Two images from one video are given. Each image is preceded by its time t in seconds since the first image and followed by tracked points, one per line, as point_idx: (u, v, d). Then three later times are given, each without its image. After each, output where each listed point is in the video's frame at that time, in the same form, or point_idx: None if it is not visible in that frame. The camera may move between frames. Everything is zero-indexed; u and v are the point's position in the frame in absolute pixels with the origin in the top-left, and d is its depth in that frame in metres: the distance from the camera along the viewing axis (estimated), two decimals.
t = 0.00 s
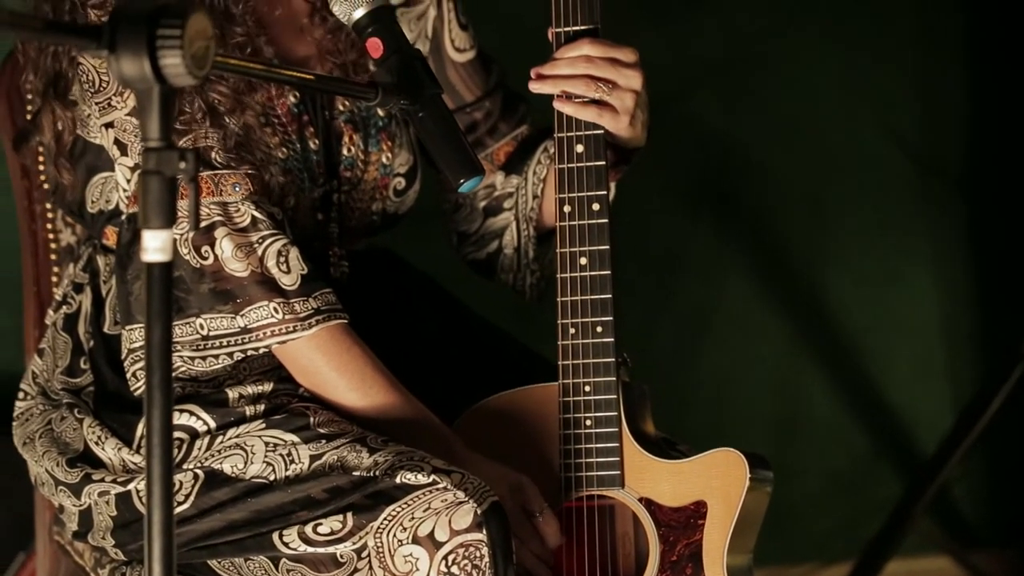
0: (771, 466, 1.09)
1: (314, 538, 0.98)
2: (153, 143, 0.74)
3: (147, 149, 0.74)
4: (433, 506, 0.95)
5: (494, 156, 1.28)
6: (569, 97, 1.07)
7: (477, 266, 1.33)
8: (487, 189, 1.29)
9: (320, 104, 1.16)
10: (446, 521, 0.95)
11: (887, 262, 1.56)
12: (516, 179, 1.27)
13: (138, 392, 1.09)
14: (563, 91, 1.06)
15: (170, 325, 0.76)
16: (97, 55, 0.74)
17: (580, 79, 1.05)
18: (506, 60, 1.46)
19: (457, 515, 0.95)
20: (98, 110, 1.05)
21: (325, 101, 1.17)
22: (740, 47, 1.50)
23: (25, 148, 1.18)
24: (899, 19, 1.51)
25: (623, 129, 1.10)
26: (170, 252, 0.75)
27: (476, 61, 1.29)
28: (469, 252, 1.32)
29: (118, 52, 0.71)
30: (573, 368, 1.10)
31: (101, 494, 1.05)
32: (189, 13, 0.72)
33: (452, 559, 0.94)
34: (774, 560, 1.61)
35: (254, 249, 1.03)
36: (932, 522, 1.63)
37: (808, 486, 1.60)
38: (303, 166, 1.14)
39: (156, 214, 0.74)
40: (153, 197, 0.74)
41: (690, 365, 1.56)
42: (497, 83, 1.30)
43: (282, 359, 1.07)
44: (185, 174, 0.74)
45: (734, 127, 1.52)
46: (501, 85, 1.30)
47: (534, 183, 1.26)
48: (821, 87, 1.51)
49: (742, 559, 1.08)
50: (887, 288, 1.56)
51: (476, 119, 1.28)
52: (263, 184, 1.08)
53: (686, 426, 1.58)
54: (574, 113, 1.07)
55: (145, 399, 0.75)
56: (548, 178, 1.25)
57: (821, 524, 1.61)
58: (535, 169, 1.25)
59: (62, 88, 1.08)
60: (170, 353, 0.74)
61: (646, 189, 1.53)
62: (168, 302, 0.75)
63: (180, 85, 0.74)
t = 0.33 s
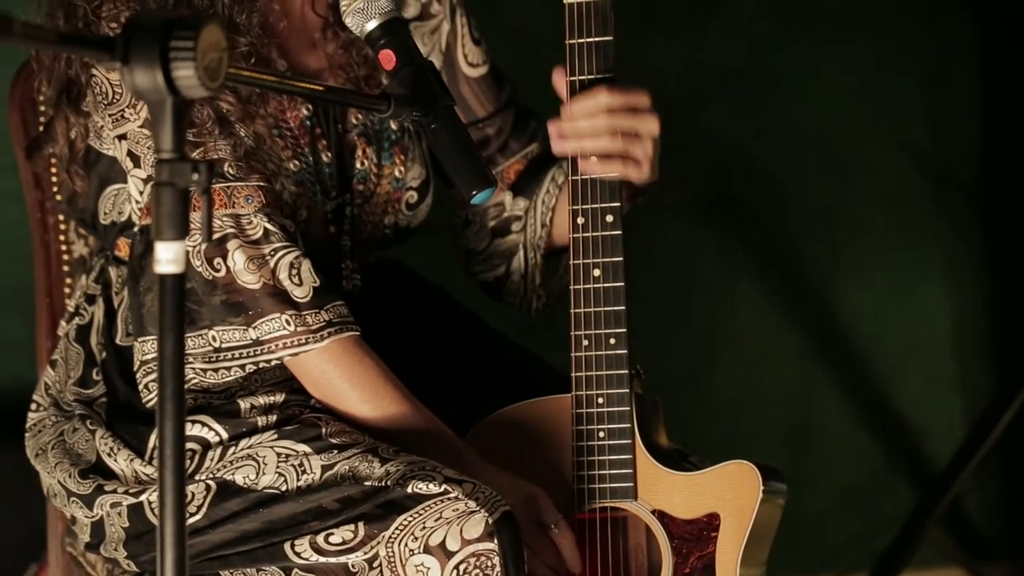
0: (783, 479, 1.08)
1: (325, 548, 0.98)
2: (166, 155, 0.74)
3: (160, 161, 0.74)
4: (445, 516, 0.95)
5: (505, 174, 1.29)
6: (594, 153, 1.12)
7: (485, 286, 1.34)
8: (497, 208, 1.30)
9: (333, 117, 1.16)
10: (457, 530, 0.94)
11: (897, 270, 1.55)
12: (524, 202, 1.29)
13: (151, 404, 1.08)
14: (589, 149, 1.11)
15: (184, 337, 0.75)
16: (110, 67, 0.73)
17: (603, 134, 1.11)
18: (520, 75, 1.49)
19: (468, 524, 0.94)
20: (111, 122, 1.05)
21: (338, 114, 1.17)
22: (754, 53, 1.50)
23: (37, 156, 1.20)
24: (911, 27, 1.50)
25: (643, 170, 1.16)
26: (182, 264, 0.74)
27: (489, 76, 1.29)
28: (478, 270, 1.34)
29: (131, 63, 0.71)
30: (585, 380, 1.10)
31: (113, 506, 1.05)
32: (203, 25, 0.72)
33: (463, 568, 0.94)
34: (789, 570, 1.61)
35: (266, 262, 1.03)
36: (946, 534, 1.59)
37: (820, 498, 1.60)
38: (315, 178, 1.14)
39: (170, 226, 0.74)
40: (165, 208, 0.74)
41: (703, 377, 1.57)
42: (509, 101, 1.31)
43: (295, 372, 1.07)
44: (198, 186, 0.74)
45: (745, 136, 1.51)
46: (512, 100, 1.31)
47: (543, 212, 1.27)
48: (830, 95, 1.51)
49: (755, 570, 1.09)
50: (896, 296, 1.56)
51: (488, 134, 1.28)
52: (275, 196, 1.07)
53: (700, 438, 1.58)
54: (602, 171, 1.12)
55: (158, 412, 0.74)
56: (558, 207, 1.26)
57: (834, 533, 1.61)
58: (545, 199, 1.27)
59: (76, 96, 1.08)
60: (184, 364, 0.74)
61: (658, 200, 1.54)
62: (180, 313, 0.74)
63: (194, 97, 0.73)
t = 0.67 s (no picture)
0: (794, 489, 1.08)
1: (336, 552, 0.96)
2: (178, 165, 0.72)
3: (171, 171, 0.72)
4: (454, 518, 0.94)
5: (516, 202, 1.31)
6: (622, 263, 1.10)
7: (492, 309, 1.37)
8: (506, 234, 1.32)
9: (347, 129, 1.17)
10: (466, 533, 0.93)
11: (905, 278, 1.55)
12: (530, 237, 1.31)
13: (162, 413, 1.07)
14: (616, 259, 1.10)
15: (194, 346, 0.74)
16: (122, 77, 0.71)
17: (628, 242, 1.10)
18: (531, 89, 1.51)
19: (477, 527, 0.93)
20: (125, 131, 1.05)
21: (353, 126, 1.17)
22: (764, 61, 1.50)
23: (50, 166, 1.21)
24: (922, 36, 1.50)
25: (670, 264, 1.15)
26: (194, 274, 0.73)
27: (500, 92, 1.30)
28: (484, 294, 1.36)
29: (142, 73, 0.69)
30: (598, 390, 1.10)
31: (123, 515, 1.04)
32: (215, 35, 0.70)
33: (472, 570, 0.93)
34: None
35: (279, 271, 1.02)
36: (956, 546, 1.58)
37: (831, 509, 1.59)
38: (327, 190, 1.14)
39: (180, 236, 0.72)
40: (176, 217, 0.72)
41: (713, 387, 1.58)
42: (519, 118, 1.32)
43: (307, 382, 1.07)
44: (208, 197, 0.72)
45: (753, 144, 1.53)
46: (522, 119, 1.32)
47: (552, 255, 1.31)
48: (837, 104, 1.51)
49: None
50: (904, 305, 1.56)
51: (498, 155, 1.30)
52: (288, 207, 1.08)
53: (711, 448, 1.59)
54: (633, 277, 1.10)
55: (168, 419, 0.73)
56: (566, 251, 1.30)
57: (847, 546, 1.59)
58: (554, 243, 1.30)
59: (90, 106, 1.09)
60: (195, 373, 0.73)
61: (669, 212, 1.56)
62: (191, 327, 0.73)
63: (204, 107, 0.72)
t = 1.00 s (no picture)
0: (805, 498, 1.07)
1: (346, 569, 0.95)
2: (187, 174, 0.72)
3: (180, 179, 0.72)
4: (465, 537, 0.93)
5: (522, 211, 1.30)
6: (632, 264, 1.10)
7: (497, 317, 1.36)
8: (511, 244, 1.32)
9: (356, 138, 1.17)
10: (478, 552, 0.92)
11: (913, 286, 1.55)
12: (536, 245, 1.31)
13: (171, 421, 1.07)
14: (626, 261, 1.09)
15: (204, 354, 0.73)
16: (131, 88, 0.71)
17: (636, 244, 1.09)
18: (538, 98, 1.52)
19: (489, 546, 0.93)
20: (135, 140, 1.05)
21: (361, 135, 1.17)
22: (771, 69, 1.51)
23: (59, 174, 1.21)
24: (930, 44, 1.50)
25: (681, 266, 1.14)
26: (203, 283, 0.73)
27: (508, 101, 1.30)
28: (490, 300, 1.36)
29: (151, 83, 0.68)
30: (607, 400, 1.10)
31: (133, 524, 1.03)
32: (224, 44, 0.69)
33: None
34: None
35: (288, 281, 1.02)
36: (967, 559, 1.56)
37: (843, 517, 1.59)
38: (337, 199, 1.15)
39: (190, 245, 0.72)
40: (185, 226, 0.72)
41: (721, 397, 1.58)
42: (526, 126, 1.32)
43: (318, 392, 1.07)
44: (218, 207, 0.72)
45: (761, 152, 1.53)
46: (529, 126, 1.32)
47: (556, 262, 1.31)
48: (844, 112, 1.51)
49: None
50: (913, 313, 1.55)
51: (504, 165, 1.30)
52: (297, 216, 1.08)
53: (721, 458, 1.59)
54: (642, 279, 1.09)
55: (178, 429, 0.73)
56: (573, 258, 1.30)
57: (856, 556, 1.59)
58: (558, 250, 1.30)
59: (99, 116, 1.09)
60: (203, 384, 0.72)
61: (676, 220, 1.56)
62: (201, 336, 0.72)
63: (213, 116, 0.71)
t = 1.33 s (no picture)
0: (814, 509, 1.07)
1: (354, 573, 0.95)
2: (197, 184, 0.72)
3: (191, 190, 0.72)
4: (473, 540, 0.93)
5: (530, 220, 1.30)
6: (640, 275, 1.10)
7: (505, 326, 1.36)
8: (519, 253, 1.32)
9: (363, 146, 1.17)
10: (486, 555, 0.92)
11: (921, 291, 1.54)
12: (543, 253, 1.31)
13: (181, 430, 1.08)
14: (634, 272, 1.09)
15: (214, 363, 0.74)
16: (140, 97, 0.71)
17: (644, 255, 1.09)
18: (545, 105, 1.52)
19: (497, 549, 0.93)
20: (144, 149, 1.05)
21: (369, 144, 1.18)
22: (779, 76, 1.51)
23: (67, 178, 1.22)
24: (939, 51, 1.50)
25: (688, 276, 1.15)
26: (212, 293, 0.73)
27: (514, 109, 1.31)
28: (498, 309, 1.36)
29: (162, 94, 0.68)
30: (615, 409, 1.10)
31: (142, 534, 1.04)
32: (234, 54, 0.69)
33: None
34: None
35: (298, 288, 1.03)
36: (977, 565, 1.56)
37: (855, 526, 1.58)
38: (345, 207, 1.15)
39: (200, 256, 0.72)
40: (194, 236, 0.72)
41: (731, 405, 1.57)
42: (533, 135, 1.32)
43: (327, 400, 1.07)
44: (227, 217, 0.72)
45: (768, 158, 1.53)
46: (536, 134, 1.32)
47: (563, 270, 1.30)
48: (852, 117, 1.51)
49: None
50: (921, 318, 1.55)
51: (511, 173, 1.30)
52: (306, 223, 1.08)
53: (732, 468, 1.59)
54: (650, 289, 1.10)
55: (187, 438, 0.73)
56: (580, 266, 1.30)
57: (866, 565, 1.59)
58: (565, 258, 1.30)
59: (105, 118, 1.10)
60: (213, 394, 0.73)
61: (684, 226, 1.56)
62: (210, 344, 0.73)
63: (223, 126, 0.71)
